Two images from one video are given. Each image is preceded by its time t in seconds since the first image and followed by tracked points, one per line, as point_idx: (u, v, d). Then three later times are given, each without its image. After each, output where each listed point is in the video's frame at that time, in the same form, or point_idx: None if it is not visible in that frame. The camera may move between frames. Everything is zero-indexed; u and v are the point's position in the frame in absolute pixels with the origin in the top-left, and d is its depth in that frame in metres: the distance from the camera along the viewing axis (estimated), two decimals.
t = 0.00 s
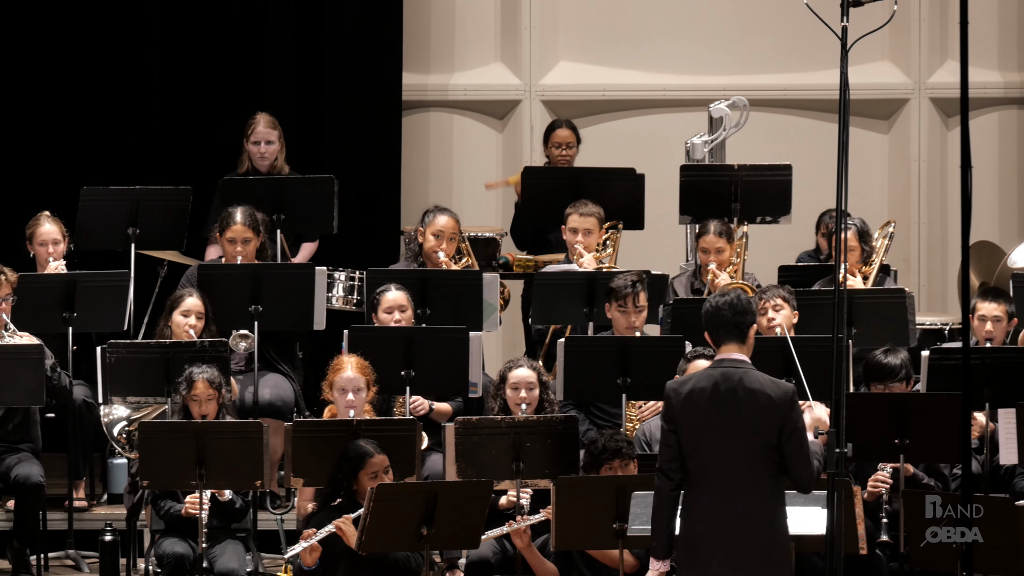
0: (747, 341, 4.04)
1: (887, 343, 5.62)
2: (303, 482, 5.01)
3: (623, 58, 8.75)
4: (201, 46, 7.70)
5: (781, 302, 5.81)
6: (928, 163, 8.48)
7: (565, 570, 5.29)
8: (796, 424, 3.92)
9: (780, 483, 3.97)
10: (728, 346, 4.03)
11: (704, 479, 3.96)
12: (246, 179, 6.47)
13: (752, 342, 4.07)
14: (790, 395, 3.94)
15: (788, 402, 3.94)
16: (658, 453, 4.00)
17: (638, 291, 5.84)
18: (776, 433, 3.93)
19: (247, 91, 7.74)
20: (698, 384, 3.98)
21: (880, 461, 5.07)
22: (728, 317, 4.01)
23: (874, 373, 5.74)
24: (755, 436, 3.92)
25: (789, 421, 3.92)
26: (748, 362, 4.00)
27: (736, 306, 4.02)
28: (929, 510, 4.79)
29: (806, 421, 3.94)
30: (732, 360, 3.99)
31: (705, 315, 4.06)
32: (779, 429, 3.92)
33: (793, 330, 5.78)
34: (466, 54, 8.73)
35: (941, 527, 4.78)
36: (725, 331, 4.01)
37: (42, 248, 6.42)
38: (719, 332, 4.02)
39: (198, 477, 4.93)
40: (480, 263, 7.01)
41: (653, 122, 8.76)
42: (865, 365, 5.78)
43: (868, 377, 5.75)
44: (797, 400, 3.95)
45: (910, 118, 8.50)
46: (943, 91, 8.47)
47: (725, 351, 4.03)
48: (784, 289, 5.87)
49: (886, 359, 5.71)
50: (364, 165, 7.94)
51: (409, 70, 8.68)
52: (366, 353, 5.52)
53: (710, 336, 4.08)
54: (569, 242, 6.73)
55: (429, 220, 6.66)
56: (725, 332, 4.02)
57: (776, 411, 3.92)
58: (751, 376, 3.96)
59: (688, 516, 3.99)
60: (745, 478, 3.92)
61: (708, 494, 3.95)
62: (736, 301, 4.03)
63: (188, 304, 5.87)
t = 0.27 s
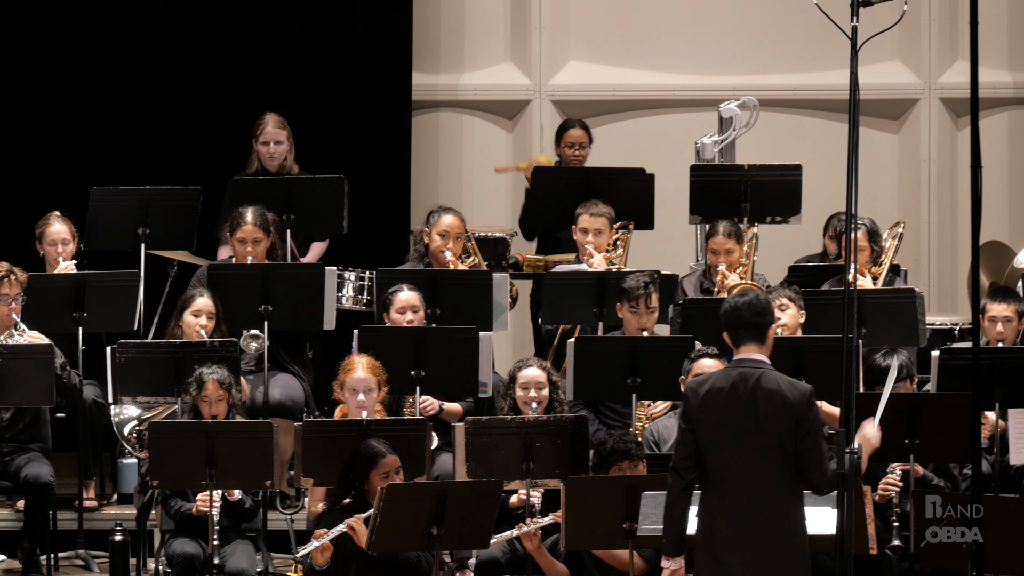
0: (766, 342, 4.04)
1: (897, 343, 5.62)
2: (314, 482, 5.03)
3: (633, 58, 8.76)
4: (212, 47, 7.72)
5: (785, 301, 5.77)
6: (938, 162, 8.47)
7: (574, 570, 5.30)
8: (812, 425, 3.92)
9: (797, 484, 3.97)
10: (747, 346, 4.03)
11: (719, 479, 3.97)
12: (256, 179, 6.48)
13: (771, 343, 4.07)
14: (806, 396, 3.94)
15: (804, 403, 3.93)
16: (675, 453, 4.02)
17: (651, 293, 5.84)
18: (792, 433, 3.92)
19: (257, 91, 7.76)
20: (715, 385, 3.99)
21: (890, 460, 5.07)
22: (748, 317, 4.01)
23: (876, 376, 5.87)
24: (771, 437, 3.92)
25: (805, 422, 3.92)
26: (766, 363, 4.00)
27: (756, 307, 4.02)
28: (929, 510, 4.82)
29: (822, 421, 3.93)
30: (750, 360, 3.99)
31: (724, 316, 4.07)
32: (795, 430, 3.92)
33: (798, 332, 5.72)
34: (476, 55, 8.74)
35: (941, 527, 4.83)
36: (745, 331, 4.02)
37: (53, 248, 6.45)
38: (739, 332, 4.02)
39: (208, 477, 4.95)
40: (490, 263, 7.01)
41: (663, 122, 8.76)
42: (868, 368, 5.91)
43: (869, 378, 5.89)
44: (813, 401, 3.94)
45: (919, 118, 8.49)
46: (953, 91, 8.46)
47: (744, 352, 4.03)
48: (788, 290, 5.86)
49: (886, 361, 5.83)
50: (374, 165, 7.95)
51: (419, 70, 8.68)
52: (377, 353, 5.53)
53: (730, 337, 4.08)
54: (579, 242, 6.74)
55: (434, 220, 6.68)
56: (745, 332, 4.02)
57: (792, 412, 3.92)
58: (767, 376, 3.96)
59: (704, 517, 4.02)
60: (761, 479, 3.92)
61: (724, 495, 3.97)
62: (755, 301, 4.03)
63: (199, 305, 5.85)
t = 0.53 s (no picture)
0: (787, 344, 4.04)
1: (907, 343, 5.62)
2: (324, 482, 5.05)
3: (643, 58, 8.76)
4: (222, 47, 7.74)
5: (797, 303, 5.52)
6: (949, 162, 8.46)
7: (585, 570, 5.30)
8: (824, 426, 3.90)
9: (813, 484, 3.97)
10: (768, 347, 4.03)
11: (733, 478, 3.99)
12: (267, 179, 6.50)
13: (792, 345, 4.07)
14: (819, 398, 3.92)
15: (817, 404, 3.92)
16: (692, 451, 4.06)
17: (662, 293, 5.84)
18: (805, 434, 3.92)
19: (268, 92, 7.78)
20: (729, 384, 4.01)
21: (901, 460, 5.06)
22: (772, 317, 4.02)
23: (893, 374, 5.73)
24: (782, 437, 3.92)
25: (817, 423, 3.91)
26: (784, 364, 4.00)
27: (782, 308, 4.03)
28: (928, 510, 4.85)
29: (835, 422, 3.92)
30: (768, 361, 4.00)
31: (748, 315, 4.08)
32: (806, 430, 3.91)
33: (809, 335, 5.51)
34: (486, 55, 8.74)
35: (941, 527, 4.85)
36: (767, 332, 4.02)
37: (63, 248, 6.47)
38: (762, 332, 4.03)
39: (219, 477, 4.97)
40: (501, 263, 7.02)
41: (674, 122, 8.76)
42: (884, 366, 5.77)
43: (887, 379, 5.73)
44: (827, 402, 3.93)
45: (930, 118, 8.48)
46: (963, 91, 8.44)
47: (765, 352, 4.03)
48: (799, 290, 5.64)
49: (904, 360, 5.72)
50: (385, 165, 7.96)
51: (430, 70, 8.70)
52: (389, 353, 5.55)
53: (753, 336, 4.08)
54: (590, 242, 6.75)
55: (445, 220, 6.68)
56: (768, 332, 4.02)
57: (803, 412, 3.91)
58: (781, 377, 3.95)
59: (718, 515, 4.04)
60: (772, 478, 3.93)
61: (737, 494, 3.98)
62: (779, 302, 4.04)
63: (211, 304, 5.86)
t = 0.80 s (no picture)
0: (806, 349, 4.03)
1: (919, 343, 5.61)
2: (337, 481, 5.07)
3: (656, 58, 8.76)
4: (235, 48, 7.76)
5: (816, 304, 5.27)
6: (962, 162, 8.44)
7: (598, 569, 5.31)
8: (836, 430, 3.90)
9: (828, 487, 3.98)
10: (786, 351, 4.03)
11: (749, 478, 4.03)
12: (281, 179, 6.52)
13: (813, 349, 4.06)
14: (833, 402, 3.92)
15: (831, 408, 3.92)
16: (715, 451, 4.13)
17: (674, 293, 5.85)
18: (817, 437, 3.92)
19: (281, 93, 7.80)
20: (748, 386, 4.05)
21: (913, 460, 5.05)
22: (793, 321, 4.01)
23: (921, 373, 5.57)
24: (795, 440, 3.93)
25: (829, 427, 3.91)
26: (802, 370, 4.01)
27: (804, 312, 4.01)
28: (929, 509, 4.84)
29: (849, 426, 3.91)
30: (786, 365, 4.01)
31: (770, 317, 4.08)
32: (819, 433, 3.92)
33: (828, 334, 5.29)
34: (500, 54, 8.75)
35: (943, 526, 4.86)
36: (787, 335, 4.02)
37: (76, 248, 6.50)
38: (781, 335, 4.03)
39: (231, 477, 4.99)
40: (514, 263, 7.03)
41: (687, 121, 8.76)
42: (912, 363, 5.60)
43: (915, 375, 5.57)
44: (841, 406, 3.92)
45: (943, 117, 8.46)
46: (977, 91, 8.42)
47: (782, 357, 4.03)
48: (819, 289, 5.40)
49: (937, 359, 5.54)
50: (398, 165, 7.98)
51: (443, 70, 8.71)
52: (403, 352, 5.56)
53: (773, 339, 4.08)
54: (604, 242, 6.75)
55: (461, 220, 6.70)
56: (787, 336, 4.02)
57: (815, 416, 3.92)
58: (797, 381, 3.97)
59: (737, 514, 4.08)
60: (785, 480, 3.95)
61: (752, 494, 4.02)
62: (802, 305, 4.02)
63: (225, 304, 5.91)
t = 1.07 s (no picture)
0: (828, 349, 4.05)
1: (933, 343, 5.59)
2: (350, 482, 5.08)
3: (670, 58, 8.75)
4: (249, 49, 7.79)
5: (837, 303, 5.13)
6: (976, 161, 8.42)
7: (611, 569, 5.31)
8: (853, 431, 3.90)
9: (844, 487, 3.98)
10: (808, 349, 4.04)
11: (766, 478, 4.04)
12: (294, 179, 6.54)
13: (835, 349, 4.07)
14: (851, 403, 3.92)
15: (848, 409, 3.92)
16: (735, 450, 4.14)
17: (688, 292, 5.84)
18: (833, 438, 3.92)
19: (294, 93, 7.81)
20: (768, 385, 4.05)
21: (927, 460, 5.04)
22: (816, 320, 4.02)
23: (939, 371, 5.57)
24: (811, 440, 3.93)
25: (846, 428, 3.90)
26: (822, 369, 4.02)
27: (828, 312, 4.02)
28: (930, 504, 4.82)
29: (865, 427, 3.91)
30: (807, 364, 4.02)
31: (793, 317, 4.08)
32: (835, 434, 3.91)
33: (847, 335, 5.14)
34: (513, 54, 8.76)
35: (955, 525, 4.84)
36: (810, 334, 4.03)
37: (90, 248, 6.52)
38: (803, 334, 4.03)
39: (246, 477, 5.00)
40: (528, 262, 7.04)
41: (700, 121, 8.76)
42: (931, 363, 5.60)
43: (932, 374, 5.57)
44: (859, 407, 3.92)
45: (957, 117, 8.44)
46: (991, 91, 8.39)
47: (804, 355, 4.05)
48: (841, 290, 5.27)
49: (954, 359, 5.53)
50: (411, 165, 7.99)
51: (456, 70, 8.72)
52: (417, 352, 5.57)
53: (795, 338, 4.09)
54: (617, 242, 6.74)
55: (475, 220, 6.70)
56: (809, 336, 4.03)
57: (832, 416, 3.91)
58: (816, 381, 3.97)
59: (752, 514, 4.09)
60: (801, 480, 3.96)
61: (769, 493, 4.03)
62: (825, 305, 4.03)
63: (240, 304, 5.90)
